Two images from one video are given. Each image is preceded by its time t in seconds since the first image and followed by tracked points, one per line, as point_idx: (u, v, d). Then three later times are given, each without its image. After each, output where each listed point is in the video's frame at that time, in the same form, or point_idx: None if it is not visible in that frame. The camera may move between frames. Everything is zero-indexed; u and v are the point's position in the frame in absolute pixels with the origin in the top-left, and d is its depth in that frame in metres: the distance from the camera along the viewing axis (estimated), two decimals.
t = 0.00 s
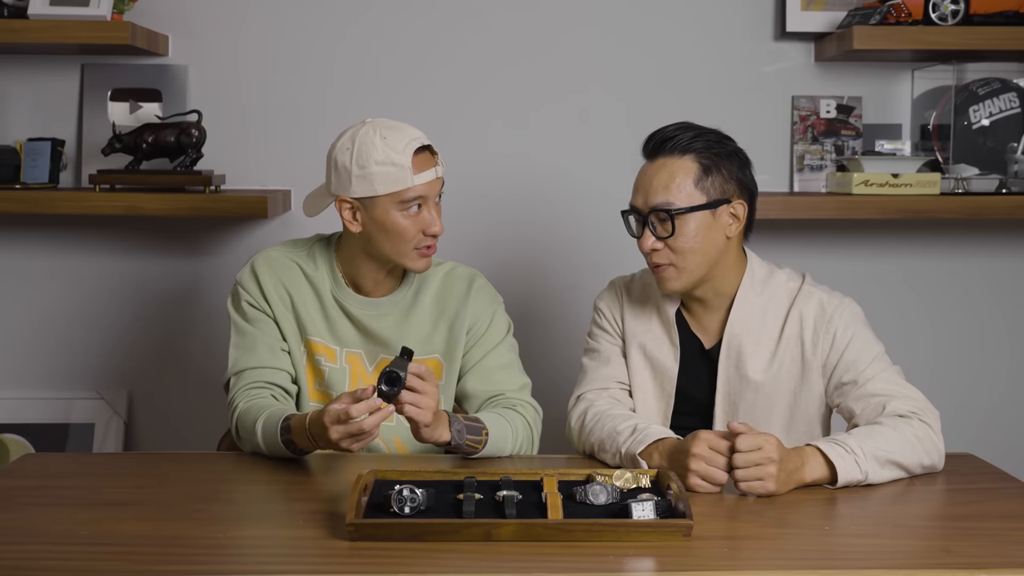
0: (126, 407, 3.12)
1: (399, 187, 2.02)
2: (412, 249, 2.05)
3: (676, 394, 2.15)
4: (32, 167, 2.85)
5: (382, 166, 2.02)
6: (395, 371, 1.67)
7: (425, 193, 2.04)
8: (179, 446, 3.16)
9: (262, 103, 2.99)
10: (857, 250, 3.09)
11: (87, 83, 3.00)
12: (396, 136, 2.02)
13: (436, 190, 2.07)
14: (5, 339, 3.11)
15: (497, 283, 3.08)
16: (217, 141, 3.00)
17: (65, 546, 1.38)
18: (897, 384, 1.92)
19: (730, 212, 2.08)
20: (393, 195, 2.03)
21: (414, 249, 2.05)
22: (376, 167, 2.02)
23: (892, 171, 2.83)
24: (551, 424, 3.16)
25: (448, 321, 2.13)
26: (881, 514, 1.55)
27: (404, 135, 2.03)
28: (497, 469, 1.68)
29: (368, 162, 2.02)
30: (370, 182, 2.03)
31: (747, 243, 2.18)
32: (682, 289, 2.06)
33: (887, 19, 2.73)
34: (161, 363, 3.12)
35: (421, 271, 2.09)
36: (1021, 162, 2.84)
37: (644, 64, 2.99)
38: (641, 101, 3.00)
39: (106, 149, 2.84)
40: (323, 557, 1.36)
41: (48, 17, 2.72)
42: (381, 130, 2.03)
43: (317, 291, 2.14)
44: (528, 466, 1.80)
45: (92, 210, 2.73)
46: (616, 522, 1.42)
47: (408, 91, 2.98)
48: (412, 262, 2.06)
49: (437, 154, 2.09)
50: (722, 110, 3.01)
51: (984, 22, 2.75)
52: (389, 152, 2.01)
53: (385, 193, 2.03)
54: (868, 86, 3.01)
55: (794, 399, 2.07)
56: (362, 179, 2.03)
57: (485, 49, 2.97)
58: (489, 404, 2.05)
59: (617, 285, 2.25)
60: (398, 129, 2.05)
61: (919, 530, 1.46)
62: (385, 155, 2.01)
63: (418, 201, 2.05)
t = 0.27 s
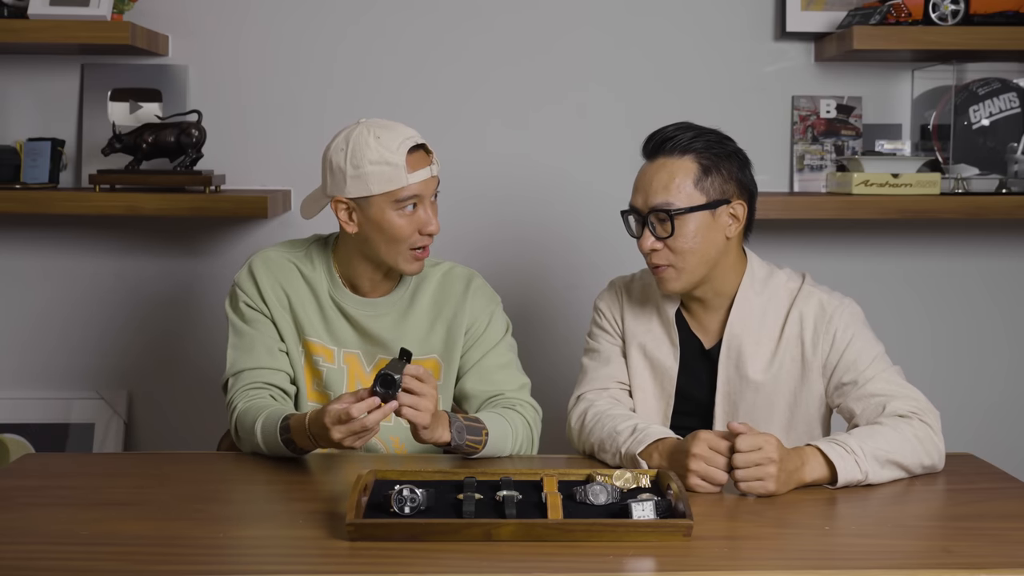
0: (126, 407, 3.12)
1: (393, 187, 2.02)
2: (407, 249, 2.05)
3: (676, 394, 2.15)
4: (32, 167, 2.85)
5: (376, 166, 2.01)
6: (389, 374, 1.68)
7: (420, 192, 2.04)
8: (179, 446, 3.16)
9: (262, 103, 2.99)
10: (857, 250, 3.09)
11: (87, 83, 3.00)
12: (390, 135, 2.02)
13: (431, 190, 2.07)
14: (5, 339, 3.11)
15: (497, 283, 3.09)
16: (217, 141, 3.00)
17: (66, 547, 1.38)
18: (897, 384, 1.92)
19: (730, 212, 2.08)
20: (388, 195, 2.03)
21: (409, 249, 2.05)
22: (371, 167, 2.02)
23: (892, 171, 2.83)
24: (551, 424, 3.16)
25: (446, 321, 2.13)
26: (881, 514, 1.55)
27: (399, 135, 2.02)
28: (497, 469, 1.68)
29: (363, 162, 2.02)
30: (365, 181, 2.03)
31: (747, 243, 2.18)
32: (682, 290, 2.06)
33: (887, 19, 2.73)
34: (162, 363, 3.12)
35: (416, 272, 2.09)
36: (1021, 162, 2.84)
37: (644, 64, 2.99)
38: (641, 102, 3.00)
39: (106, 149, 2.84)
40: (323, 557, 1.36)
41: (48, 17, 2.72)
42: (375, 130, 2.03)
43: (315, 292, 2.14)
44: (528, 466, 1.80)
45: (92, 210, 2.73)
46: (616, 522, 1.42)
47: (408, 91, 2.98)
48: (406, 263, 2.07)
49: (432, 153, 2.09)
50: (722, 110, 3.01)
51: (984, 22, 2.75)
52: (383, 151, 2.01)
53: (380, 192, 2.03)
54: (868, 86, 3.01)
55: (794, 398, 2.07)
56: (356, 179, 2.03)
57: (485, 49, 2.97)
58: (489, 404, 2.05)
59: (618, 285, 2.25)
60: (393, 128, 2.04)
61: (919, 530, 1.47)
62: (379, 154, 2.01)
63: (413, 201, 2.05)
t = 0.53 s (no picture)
0: (126, 407, 3.12)
1: (388, 185, 2.02)
2: (402, 248, 2.05)
3: (676, 394, 2.15)
4: (32, 167, 2.85)
5: (371, 165, 2.02)
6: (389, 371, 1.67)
7: (415, 191, 2.04)
8: (179, 446, 3.16)
9: (262, 104, 2.99)
10: (857, 250, 3.09)
11: (87, 83, 3.00)
12: (386, 134, 2.02)
13: (427, 189, 2.07)
14: (5, 338, 3.11)
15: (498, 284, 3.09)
16: (217, 141, 3.00)
17: (66, 547, 1.38)
18: (897, 384, 1.92)
19: (730, 213, 2.08)
20: (383, 193, 2.03)
21: (405, 248, 2.05)
22: (366, 166, 2.02)
23: (892, 171, 2.83)
24: (551, 424, 3.16)
25: (444, 321, 2.13)
26: (881, 514, 1.55)
27: (394, 134, 2.03)
28: (498, 469, 1.68)
29: (358, 160, 2.02)
30: (360, 180, 2.03)
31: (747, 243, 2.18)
32: (681, 290, 2.06)
33: (887, 19, 2.73)
34: (162, 363, 3.12)
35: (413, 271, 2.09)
36: (1021, 162, 2.84)
37: (644, 64, 2.99)
38: (641, 102, 3.00)
39: (106, 149, 2.84)
40: (323, 557, 1.36)
41: (48, 17, 2.72)
42: (371, 129, 2.03)
43: (313, 292, 2.14)
44: (528, 466, 1.80)
45: (92, 210, 2.73)
46: (616, 522, 1.42)
47: (407, 91, 2.98)
48: (403, 262, 2.06)
49: (428, 154, 2.09)
50: (722, 110, 3.01)
51: (984, 22, 2.75)
52: (378, 150, 2.01)
53: (375, 191, 2.03)
54: (868, 86, 3.01)
55: (794, 398, 2.07)
56: (352, 178, 2.03)
57: (485, 48, 2.97)
58: (488, 404, 2.05)
59: (618, 284, 2.25)
60: (388, 127, 2.04)
61: (919, 530, 1.47)
62: (374, 153, 2.01)
63: (409, 200, 2.05)
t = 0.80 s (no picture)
0: (126, 407, 3.12)
1: (383, 185, 2.02)
2: (399, 247, 2.04)
3: (676, 394, 2.15)
4: (32, 167, 2.85)
5: (366, 164, 2.02)
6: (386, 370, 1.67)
7: (411, 190, 2.04)
8: (179, 446, 3.16)
9: (262, 104, 2.99)
10: (857, 250, 3.09)
11: (87, 83, 3.00)
12: (380, 134, 2.02)
13: (423, 188, 2.06)
14: (5, 338, 3.11)
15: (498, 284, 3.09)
16: (217, 142, 3.00)
17: (66, 547, 1.38)
18: (897, 384, 1.92)
19: (730, 213, 2.07)
20: (378, 193, 2.03)
21: (401, 247, 2.05)
22: (361, 165, 2.02)
23: (892, 171, 2.83)
24: (551, 424, 3.16)
25: (442, 321, 2.13)
26: (881, 514, 1.55)
27: (390, 133, 2.02)
28: (498, 469, 1.68)
29: (353, 159, 2.02)
30: (354, 180, 2.03)
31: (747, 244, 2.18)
32: (681, 290, 2.06)
33: (887, 19, 2.73)
34: (162, 363, 3.12)
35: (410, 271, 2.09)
36: (1021, 162, 2.84)
37: (644, 64, 2.99)
38: (641, 102, 3.00)
39: (106, 149, 2.84)
40: (323, 557, 1.36)
41: (48, 17, 2.72)
42: (366, 128, 2.03)
43: (311, 293, 2.14)
44: (528, 466, 1.80)
45: (92, 210, 2.73)
46: (616, 522, 1.42)
47: (407, 91, 2.98)
48: (400, 262, 2.06)
49: (424, 152, 2.08)
50: (722, 110, 3.01)
51: (984, 22, 2.75)
52: (373, 150, 2.01)
53: (370, 191, 2.02)
54: (868, 86, 3.01)
55: (794, 398, 2.07)
56: (347, 177, 2.03)
57: (484, 48, 2.97)
58: (488, 404, 2.05)
59: (618, 284, 2.25)
60: (384, 127, 2.04)
61: (919, 530, 1.47)
62: (368, 153, 2.01)
63: (404, 199, 2.05)
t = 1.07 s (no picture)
0: (126, 407, 3.11)
1: (380, 186, 2.01)
2: (397, 248, 2.05)
3: (677, 393, 2.15)
4: (32, 167, 2.85)
5: (363, 165, 2.01)
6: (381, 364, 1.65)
7: (408, 191, 2.04)
8: (179, 446, 3.16)
9: (261, 104, 2.99)
10: (857, 250, 3.09)
11: (87, 83, 3.00)
12: (377, 134, 2.02)
13: (420, 189, 2.06)
14: (5, 338, 3.11)
15: (498, 283, 3.09)
16: (217, 141, 3.00)
17: (65, 546, 1.38)
18: (898, 384, 1.92)
19: (738, 206, 2.08)
20: (376, 194, 2.02)
21: (398, 248, 2.05)
22: (357, 166, 2.02)
23: (892, 171, 2.83)
24: (551, 424, 3.16)
25: (440, 321, 2.13)
26: (881, 514, 1.54)
27: (387, 134, 2.02)
28: (498, 469, 1.68)
29: (349, 160, 2.02)
30: (352, 180, 2.02)
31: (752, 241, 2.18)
32: (688, 282, 2.05)
33: (887, 19, 2.73)
34: (161, 363, 3.12)
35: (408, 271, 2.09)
36: (1021, 162, 2.84)
37: (644, 65, 2.99)
38: (641, 102, 3.00)
39: (106, 149, 2.84)
40: (323, 557, 1.36)
41: (48, 17, 2.72)
42: (362, 130, 2.03)
43: (309, 295, 2.14)
44: (528, 466, 1.80)
45: (92, 211, 2.73)
46: (616, 522, 1.42)
47: (407, 91, 2.98)
48: (398, 263, 2.06)
49: (420, 152, 2.08)
50: (722, 110, 3.01)
51: (984, 22, 2.75)
52: (370, 151, 2.01)
53: (368, 191, 2.02)
54: (868, 86, 3.01)
55: (795, 397, 2.07)
56: (344, 179, 2.03)
57: (484, 48, 2.97)
58: (488, 404, 2.05)
59: (619, 284, 2.25)
60: (380, 128, 2.04)
61: (919, 530, 1.47)
62: (366, 153, 2.01)
63: (402, 200, 2.05)
